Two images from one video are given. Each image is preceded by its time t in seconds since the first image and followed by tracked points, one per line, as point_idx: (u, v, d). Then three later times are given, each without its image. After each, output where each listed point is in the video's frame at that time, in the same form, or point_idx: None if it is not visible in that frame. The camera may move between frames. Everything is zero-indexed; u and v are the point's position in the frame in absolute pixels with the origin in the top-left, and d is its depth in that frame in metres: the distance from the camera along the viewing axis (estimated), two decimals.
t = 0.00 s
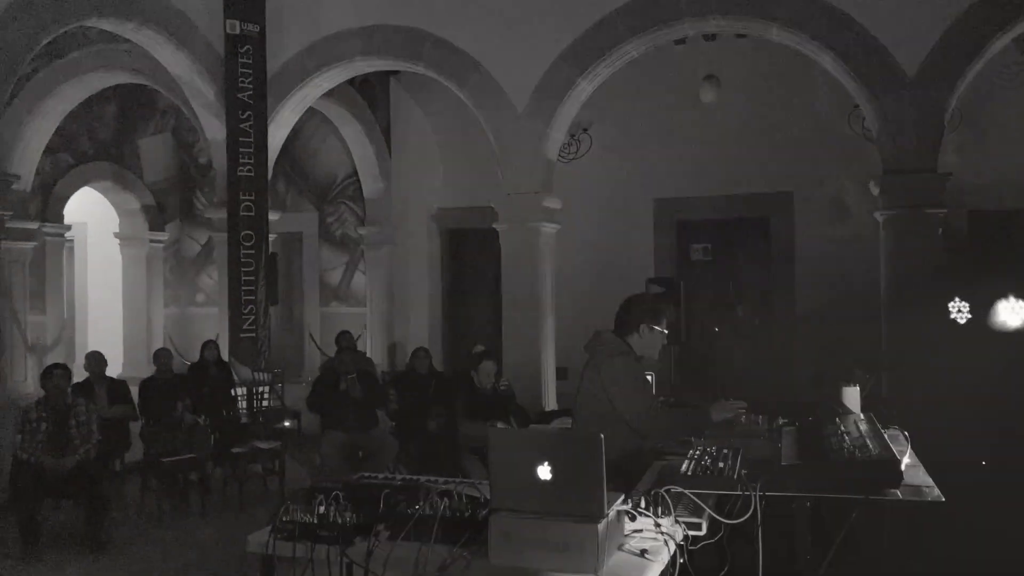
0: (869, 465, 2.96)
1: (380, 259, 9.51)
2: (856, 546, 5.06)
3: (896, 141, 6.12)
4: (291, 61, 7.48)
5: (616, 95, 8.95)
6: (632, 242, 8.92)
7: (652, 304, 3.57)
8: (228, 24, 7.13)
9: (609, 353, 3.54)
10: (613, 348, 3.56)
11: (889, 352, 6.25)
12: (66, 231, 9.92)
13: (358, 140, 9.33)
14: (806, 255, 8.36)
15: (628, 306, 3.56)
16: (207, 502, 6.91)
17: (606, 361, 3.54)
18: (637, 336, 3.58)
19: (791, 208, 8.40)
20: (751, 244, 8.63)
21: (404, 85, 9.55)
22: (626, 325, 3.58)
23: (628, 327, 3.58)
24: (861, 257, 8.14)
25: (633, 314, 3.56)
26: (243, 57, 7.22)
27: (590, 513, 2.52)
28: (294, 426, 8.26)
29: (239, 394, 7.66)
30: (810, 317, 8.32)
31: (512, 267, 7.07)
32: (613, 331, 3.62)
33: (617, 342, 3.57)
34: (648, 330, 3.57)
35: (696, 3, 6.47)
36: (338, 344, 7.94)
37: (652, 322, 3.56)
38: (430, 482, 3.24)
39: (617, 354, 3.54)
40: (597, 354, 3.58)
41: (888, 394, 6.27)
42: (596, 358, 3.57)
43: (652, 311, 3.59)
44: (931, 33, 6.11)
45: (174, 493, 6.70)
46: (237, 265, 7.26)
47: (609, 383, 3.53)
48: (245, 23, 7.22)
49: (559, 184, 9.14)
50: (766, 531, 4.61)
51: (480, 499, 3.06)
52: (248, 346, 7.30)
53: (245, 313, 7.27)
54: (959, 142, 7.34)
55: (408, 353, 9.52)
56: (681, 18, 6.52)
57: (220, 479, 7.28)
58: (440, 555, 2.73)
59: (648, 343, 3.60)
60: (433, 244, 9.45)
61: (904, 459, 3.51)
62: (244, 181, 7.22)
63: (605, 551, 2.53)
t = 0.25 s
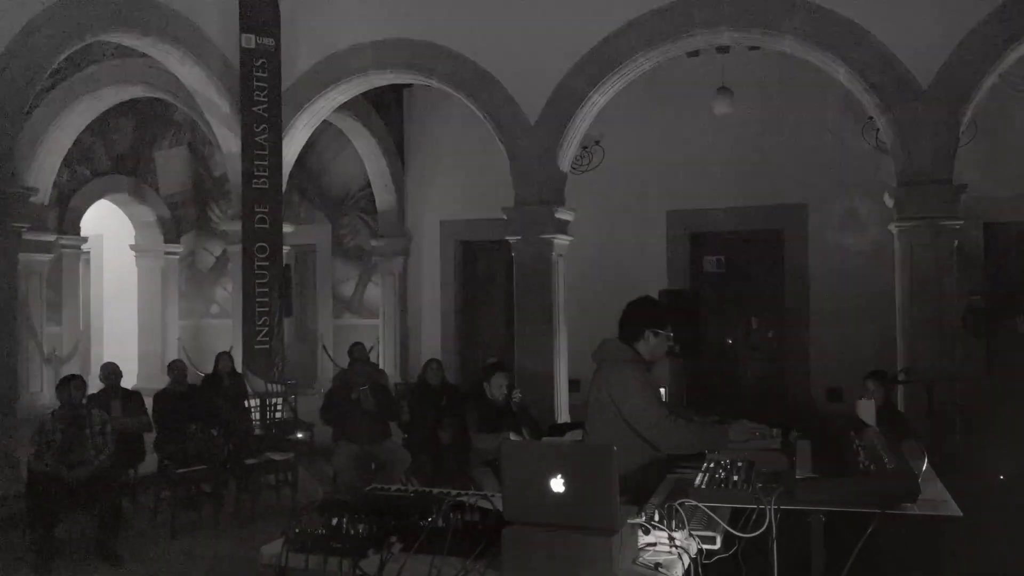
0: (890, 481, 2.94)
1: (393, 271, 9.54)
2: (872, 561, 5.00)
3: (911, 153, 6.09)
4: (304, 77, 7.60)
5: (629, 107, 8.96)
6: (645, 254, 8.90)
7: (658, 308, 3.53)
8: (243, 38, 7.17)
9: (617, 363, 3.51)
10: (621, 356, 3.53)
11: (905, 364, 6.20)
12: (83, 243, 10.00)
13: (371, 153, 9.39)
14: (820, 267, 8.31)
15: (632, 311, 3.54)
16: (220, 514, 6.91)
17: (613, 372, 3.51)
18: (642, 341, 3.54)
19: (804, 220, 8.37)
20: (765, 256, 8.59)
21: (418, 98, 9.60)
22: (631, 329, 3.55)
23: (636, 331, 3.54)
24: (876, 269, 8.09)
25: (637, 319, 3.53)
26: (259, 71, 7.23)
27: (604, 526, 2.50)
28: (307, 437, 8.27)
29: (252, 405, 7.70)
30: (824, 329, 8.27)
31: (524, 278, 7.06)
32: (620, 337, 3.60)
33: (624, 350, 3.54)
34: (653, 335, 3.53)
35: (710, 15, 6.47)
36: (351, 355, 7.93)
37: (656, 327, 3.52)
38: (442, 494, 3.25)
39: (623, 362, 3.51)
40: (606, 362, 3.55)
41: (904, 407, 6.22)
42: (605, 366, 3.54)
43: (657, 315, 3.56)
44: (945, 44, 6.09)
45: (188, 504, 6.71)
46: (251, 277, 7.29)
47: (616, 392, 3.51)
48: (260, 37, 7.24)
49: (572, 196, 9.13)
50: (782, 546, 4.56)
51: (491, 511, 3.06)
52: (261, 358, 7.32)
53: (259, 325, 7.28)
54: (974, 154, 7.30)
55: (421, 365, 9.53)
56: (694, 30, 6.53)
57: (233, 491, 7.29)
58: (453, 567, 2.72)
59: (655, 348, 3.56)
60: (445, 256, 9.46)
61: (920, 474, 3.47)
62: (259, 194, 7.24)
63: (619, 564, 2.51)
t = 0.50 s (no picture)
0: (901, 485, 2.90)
1: (406, 280, 9.57)
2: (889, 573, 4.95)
3: (927, 161, 6.05)
4: (318, 86, 7.59)
5: (642, 116, 8.95)
6: (658, 263, 8.88)
7: (667, 316, 3.51)
8: (259, 48, 7.23)
9: (628, 373, 3.51)
10: (631, 367, 3.52)
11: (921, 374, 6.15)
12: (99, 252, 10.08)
13: (384, 161, 9.44)
14: (835, 276, 8.27)
15: (640, 320, 3.53)
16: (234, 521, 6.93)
17: (626, 381, 3.50)
18: (651, 351, 3.52)
19: (819, 228, 8.33)
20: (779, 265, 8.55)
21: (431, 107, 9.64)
22: (639, 338, 3.54)
23: (643, 340, 3.54)
24: (891, 278, 8.03)
25: (645, 328, 3.53)
26: (274, 81, 7.31)
27: (617, 536, 2.47)
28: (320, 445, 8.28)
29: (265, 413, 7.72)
30: (839, 338, 8.22)
31: (537, 287, 7.06)
32: (630, 348, 3.60)
33: (634, 360, 3.53)
34: (661, 344, 3.51)
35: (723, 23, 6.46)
36: (364, 364, 7.92)
37: (664, 336, 3.50)
38: (456, 503, 3.23)
39: (635, 373, 3.51)
40: (617, 374, 3.54)
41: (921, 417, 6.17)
42: (617, 376, 3.53)
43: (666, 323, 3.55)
44: (961, 52, 6.06)
45: (201, 512, 6.73)
46: (265, 286, 7.30)
47: (630, 402, 3.48)
48: (275, 47, 7.30)
49: (584, 204, 9.13)
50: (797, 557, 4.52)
51: (505, 520, 3.03)
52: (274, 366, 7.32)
53: (272, 333, 7.31)
54: (991, 162, 7.25)
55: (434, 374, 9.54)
56: (707, 39, 6.52)
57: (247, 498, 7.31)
58: None
59: (664, 356, 3.53)
60: (459, 265, 9.48)
61: (939, 484, 3.44)
62: (273, 203, 7.30)
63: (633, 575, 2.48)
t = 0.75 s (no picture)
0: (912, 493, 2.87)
1: (417, 285, 9.59)
2: None
3: (940, 167, 6.01)
4: (330, 93, 7.65)
5: (653, 121, 8.94)
6: (670, 269, 8.87)
7: (676, 323, 3.54)
8: (272, 55, 7.32)
9: (641, 379, 3.48)
10: (645, 373, 3.50)
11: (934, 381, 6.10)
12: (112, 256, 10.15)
13: (395, 167, 9.46)
14: (849, 282, 8.24)
15: (650, 327, 3.55)
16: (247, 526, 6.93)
17: (640, 387, 3.46)
18: (663, 359, 3.55)
19: (831, 233, 8.30)
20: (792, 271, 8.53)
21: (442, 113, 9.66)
22: (649, 348, 3.56)
23: (652, 350, 3.57)
24: (905, 285, 7.99)
25: (655, 336, 3.54)
26: (286, 87, 7.35)
27: (630, 542, 2.46)
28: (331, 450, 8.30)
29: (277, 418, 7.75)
30: (852, 345, 8.18)
31: (548, 292, 7.05)
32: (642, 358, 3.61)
33: (647, 367, 3.52)
34: (671, 351, 3.54)
35: (735, 28, 6.45)
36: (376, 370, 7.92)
37: (674, 343, 3.53)
38: (468, 508, 3.21)
39: (648, 379, 3.48)
40: (630, 382, 3.52)
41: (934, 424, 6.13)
42: (630, 382, 3.51)
43: (676, 330, 3.57)
44: (975, 56, 6.02)
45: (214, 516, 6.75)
46: (278, 291, 7.32)
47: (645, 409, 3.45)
48: (287, 54, 7.37)
49: (595, 210, 9.12)
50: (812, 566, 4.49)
51: (518, 526, 3.02)
52: (285, 371, 7.30)
53: (284, 338, 7.33)
54: (1006, 167, 7.20)
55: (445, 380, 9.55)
56: (719, 44, 6.51)
57: (258, 503, 7.32)
58: None
59: (675, 364, 3.57)
60: (470, 271, 9.49)
61: (955, 492, 3.40)
62: (285, 208, 7.33)
63: None
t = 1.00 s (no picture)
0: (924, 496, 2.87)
1: (428, 288, 9.62)
2: None
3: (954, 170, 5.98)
4: (342, 97, 7.70)
5: (664, 124, 8.94)
6: (681, 272, 8.86)
7: (696, 326, 3.51)
8: (284, 59, 7.49)
9: (657, 382, 3.46)
10: (661, 375, 3.46)
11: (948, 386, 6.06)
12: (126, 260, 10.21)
13: (407, 170, 9.51)
14: (862, 286, 8.21)
15: (670, 327, 3.52)
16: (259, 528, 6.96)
17: (653, 391, 3.46)
18: (679, 360, 3.51)
19: (844, 236, 8.27)
20: (804, 273, 8.50)
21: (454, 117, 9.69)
22: (667, 349, 3.51)
23: (670, 352, 3.52)
24: (918, 288, 7.94)
25: (674, 338, 3.50)
26: (298, 90, 7.48)
27: (642, 545, 2.45)
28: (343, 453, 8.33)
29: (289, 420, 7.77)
30: (864, 348, 8.15)
31: (559, 296, 7.05)
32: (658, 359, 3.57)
33: (664, 369, 3.48)
34: (690, 354, 3.50)
35: (747, 31, 6.44)
36: (388, 372, 7.91)
37: (693, 346, 3.49)
38: (480, 511, 3.21)
39: (664, 382, 3.45)
40: (646, 384, 3.49)
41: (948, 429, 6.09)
42: (644, 386, 3.49)
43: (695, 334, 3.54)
44: (989, 58, 5.98)
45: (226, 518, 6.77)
46: (290, 294, 7.33)
47: (659, 413, 3.44)
48: (299, 59, 7.55)
49: (607, 213, 9.13)
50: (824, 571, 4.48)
51: (530, 529, 3.02)
52: (298, 374, 7.33)
53: (296, 341, 7.35)
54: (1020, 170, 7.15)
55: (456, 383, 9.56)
56: (731, 47, 6.51)
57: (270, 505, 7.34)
58: None
59: (692, 367, 3.52)
60: (481, 274, 9.51)
61: (969, 496, 3.38)
62: (297, 212, 7.35)
63: None
